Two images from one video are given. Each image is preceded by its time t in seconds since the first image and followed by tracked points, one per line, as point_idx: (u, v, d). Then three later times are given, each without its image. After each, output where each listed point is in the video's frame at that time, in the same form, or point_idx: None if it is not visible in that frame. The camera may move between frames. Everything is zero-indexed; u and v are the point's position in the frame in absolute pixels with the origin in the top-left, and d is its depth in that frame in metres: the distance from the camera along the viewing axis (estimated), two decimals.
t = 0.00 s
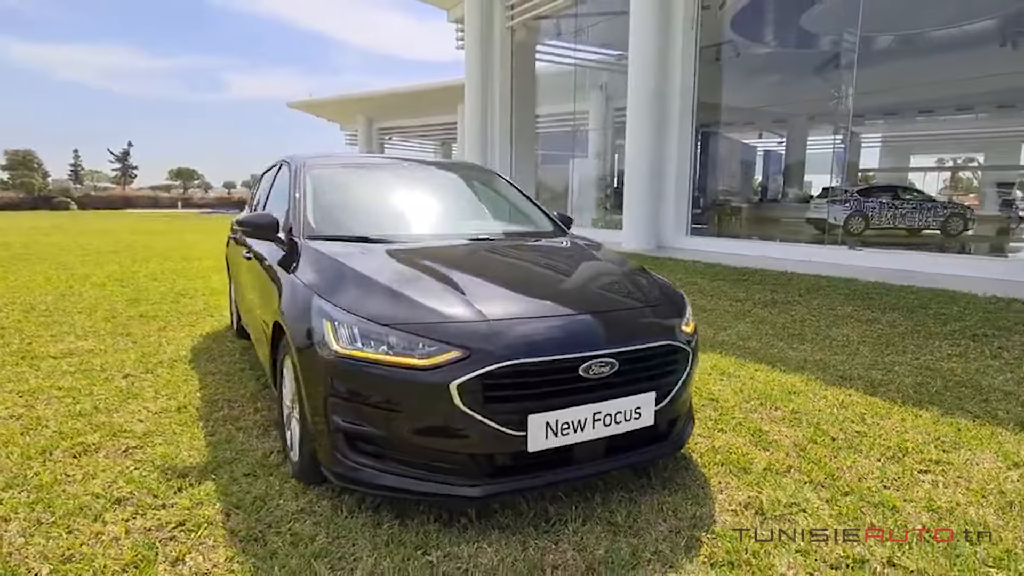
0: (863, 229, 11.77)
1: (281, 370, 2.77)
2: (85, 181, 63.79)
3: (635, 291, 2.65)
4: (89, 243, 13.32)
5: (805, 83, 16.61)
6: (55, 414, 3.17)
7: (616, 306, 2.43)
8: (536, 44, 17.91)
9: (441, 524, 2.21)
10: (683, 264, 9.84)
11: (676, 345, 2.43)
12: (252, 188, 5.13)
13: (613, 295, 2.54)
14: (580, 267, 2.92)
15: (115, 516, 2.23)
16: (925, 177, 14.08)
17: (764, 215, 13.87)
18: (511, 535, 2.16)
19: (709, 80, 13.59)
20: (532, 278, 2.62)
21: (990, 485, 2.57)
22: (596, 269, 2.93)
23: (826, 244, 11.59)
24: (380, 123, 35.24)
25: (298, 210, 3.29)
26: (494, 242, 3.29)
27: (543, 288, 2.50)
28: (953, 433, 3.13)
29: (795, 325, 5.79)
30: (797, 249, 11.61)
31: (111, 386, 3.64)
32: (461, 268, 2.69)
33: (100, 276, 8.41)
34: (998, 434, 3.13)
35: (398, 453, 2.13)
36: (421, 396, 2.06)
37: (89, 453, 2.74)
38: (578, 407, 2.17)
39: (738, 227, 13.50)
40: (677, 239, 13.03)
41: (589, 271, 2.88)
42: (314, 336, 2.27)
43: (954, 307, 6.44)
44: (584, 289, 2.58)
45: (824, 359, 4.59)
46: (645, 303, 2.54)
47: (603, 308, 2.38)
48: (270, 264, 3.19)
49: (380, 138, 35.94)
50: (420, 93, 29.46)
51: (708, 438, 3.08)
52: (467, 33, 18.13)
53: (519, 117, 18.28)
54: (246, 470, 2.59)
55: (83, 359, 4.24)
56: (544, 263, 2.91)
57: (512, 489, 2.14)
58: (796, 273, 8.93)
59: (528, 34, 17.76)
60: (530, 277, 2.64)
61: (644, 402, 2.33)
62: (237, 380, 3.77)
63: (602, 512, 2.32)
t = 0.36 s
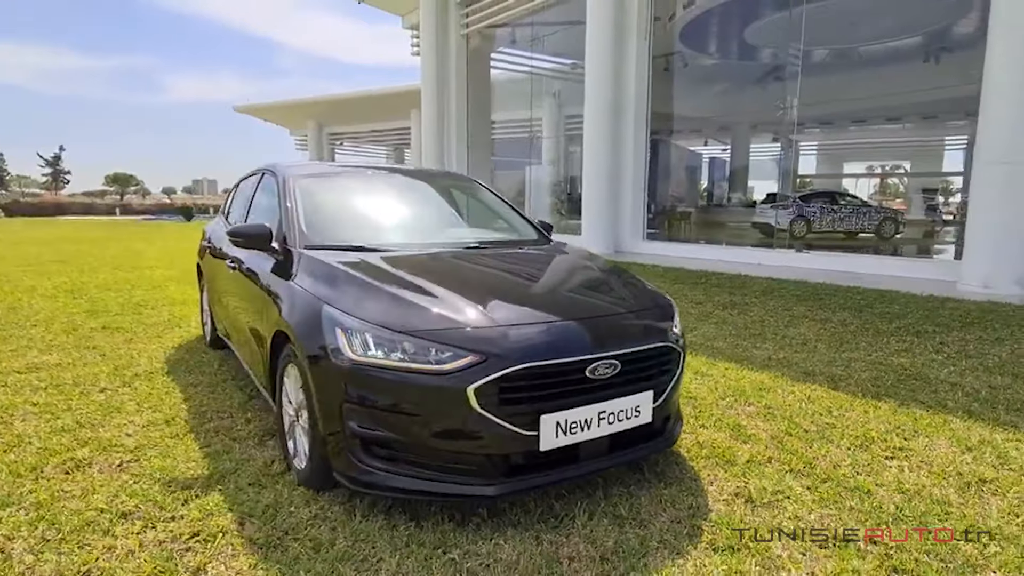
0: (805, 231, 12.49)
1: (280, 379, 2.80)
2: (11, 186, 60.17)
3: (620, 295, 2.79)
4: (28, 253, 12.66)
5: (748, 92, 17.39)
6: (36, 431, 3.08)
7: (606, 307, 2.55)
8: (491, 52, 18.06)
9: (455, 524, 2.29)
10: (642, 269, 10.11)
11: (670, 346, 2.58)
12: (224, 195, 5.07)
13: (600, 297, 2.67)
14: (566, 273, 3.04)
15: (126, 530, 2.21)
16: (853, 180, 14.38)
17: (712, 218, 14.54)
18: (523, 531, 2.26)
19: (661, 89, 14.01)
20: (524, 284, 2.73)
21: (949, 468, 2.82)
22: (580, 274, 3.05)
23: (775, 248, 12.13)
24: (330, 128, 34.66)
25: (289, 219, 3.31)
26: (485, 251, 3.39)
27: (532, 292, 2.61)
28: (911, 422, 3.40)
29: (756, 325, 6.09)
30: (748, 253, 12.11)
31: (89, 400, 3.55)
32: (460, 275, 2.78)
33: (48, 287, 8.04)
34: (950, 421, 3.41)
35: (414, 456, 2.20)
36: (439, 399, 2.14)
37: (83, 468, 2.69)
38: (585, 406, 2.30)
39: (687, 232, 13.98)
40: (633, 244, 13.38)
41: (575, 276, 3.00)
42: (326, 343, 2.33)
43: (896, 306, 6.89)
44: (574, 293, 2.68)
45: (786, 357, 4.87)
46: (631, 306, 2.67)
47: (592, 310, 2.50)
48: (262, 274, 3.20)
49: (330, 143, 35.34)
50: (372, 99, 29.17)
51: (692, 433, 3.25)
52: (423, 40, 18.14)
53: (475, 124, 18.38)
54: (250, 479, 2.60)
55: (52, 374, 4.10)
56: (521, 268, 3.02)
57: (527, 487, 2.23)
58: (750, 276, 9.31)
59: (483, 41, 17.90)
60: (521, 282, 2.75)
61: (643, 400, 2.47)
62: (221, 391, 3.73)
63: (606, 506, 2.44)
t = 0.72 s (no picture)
0: (765, 237, 12.98)
1: (286, 389, 2.77)
2: None
3: (613, 299, 2.83)
4: None
5: (707, 101, 17.38)
6: (22, 449, 2.95)
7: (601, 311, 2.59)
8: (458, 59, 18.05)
9: (477, 529, 2.30)
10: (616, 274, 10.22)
11: (677, 350, 2.65)
12: (206, 203, 4.95)
13: (595, 302, 2.70)
14: (548, 276, 3.06)
15: (139, 547, 2.15)
16: (804, 185, 15.19)
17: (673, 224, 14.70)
18: (545, 533, 2.29)
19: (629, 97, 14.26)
20: (524, 290, 2.76)
21: (936, 461, 2.96)
22: (563, 277, 3.07)
23: (740, 253, 12.47)
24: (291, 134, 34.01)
25: (289, 226, 3.27)
26: (486, 258, 3.41)
27: (529, 298, 2.63)
28: (894, 418, 3.55)
29: (734, 328, 6.25)
30: (715, 258, 12.40)
31: (74, 415, 3.43)
32: (470, 282, 2.80)
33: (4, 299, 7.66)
34: (930, 416, 3.57)
35: (437, 463, 2.21)
36: (463, 406, 2.15)
37: (82, 486, 2.60)
38: (603, 409, 2.34)
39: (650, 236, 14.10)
40: (603, 249, 13.53)
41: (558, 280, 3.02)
42: (344, 351, 2.31)
43: (863, 307, 7.17)
44: (557, 297, 2.70)
45: (767, 358, 5.03)
46: (628, 310, 2.70)
47: (590, 315, 2.53)
48: (261, 283, 3.16)
49: (291, 150, 34.65)
50: (335, 105, 28.79)
51: (691, 435, 3.33)
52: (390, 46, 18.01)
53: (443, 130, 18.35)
54: (261, 491, 2.56)
55: (29, 389, 3.93)
56: (495, 273, 3.01)
57: (549, 490, 2.26)
58: (720, 281, 9.51)
59: (450, 48, 17.91)
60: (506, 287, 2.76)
61: (655, 403, 2.53)
62: (213, 403, 3.65)
63: (622, 507, 2.48)
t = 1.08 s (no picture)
0: (743, 236, 13.36)
1: (308, 391, 2.76)
2: None
3: (614, 295, 2.83)
4: None
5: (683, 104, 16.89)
6: (32, 456, 2.88)
7: (605, 309, 2.57)
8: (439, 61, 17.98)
9: (512, 527, 2.31)
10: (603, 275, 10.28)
11: (698, 346, 2.69)
12: (205, 206, 4.87)
13: (599, 300, 2.71)
14: (539, 273, 3.05)
15: (174, 553, 2.12)
16: (776, 185, 14.47)
17: (651, 224, 14.87)
18: (580, 530, 2.31)
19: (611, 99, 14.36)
20: (539, 288, 2.76)
21: (943, 452, 3.06)
22: (553, 274, 3.07)
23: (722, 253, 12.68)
24: (267, 135, 33.52)
25: (306, 226, 3.24)
26: (503, 256, 3.43)
27: (537, 296, 2.63)
28: (897, 411, 3.66)
29: (727, 327, 6.35)
30: (697, 258, 12.59)
31: (80, 422, 3.35)
32: (493, 281, 2.80)
33: None
34: (930, 409, 3.69)
35: (474, 462, 2.22)
36: (501, 405, 2.16)
37: (102, 493, 2.55)
38: (633, 406, 2.38)
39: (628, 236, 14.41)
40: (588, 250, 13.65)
41: (545, 277, 2.99)
42: (377, 351, 2.31)
43: (848, 305, 7.34)
44: (550, 293, 2.69)
45: (764, 355, 5.14)
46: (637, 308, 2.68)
47: (597, 313, 2.51)
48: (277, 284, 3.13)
49: (266, 151, 34.14)
50: (312, 106, 28.44)
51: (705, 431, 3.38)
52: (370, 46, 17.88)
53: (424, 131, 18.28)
54: (288, 494, 2.54)
55: (27, 396, 3.83)
56: (508, 272, 3.01)
57: (584, 487, 2.28)
58: (706, 280, 9.62)
59: (431, 49, 17.82)
60: (501, 283, 2.76)
61: (679, 399, 2.58)
62: (222, 408, 3.60)
63: (650, 502, 2.52)
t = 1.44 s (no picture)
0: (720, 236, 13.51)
1: (328, 390, 2.78)
2: None
3: (612, 292, 2.89)
4: None
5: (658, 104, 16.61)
6: (43, 461, 2.84)
7: (608, 304, 2.63)
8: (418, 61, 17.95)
9: (540, 519, 2.37)
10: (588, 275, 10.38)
11: (710, 340, 2.78)
12: (201, 206, 4.83)
13: (601, 296, 2.77)
14: (526, 269, 3.10)
15: (208, 551, 2.13)
16: (746, 185, 14.73)
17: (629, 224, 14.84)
18: (605, 521, 2.37)
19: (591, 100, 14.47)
20: (550, 285, 2.82)
21: (938, 440, 3.20)
22: (538, 271, 3.11)
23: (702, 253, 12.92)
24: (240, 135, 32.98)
25: (319, 225, 3.25)
26: (514, 255, 3.48)
27: (549, 292, 2.69)
28: (890, 402, 3.80)
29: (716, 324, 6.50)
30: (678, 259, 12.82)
31: (86, 425, 3.31)
32: (510, 279, 2.85)
33: None
34: (921, 400, 3.84)
35: (504, 456, 2.26)
36: (532, 400, 2.21)
37: (122, 495, 2.54)
38: (655, 399, 2.46)
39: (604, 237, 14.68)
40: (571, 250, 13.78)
41: (531, 274, 3.03)
42: (406, 348, 2.34)
43: (829, 302, 7.56)
44: (540, 289, 2.73)
45: (756, 350, 5.28)
46: (640, 306, 2.72)
47: (604, 308, 2.58)
48: (291, 283, 3.13)
49: (239, 151, 33.57)
50: (287, 106, 28.07)
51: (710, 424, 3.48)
52: (348, 46, 17.72)
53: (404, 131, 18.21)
54: (313, 492, 2.56)
55: (26, 401, 3.76)
56: (520, 270, 3.06)
57: (609, 478, 2.35)
58: (691, 278, 9.78)
59: (410, 49, 17.74)
60: (516, 282, 2.80)
61: (695, 392, 2.66)
62: (230, 409, 3.58)
63: (669, 493, 2.60)
